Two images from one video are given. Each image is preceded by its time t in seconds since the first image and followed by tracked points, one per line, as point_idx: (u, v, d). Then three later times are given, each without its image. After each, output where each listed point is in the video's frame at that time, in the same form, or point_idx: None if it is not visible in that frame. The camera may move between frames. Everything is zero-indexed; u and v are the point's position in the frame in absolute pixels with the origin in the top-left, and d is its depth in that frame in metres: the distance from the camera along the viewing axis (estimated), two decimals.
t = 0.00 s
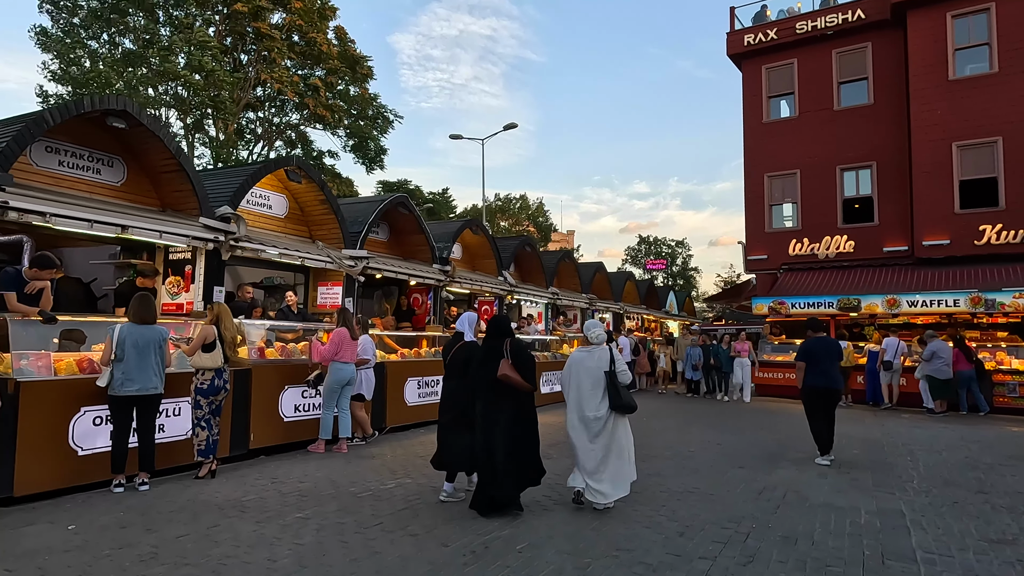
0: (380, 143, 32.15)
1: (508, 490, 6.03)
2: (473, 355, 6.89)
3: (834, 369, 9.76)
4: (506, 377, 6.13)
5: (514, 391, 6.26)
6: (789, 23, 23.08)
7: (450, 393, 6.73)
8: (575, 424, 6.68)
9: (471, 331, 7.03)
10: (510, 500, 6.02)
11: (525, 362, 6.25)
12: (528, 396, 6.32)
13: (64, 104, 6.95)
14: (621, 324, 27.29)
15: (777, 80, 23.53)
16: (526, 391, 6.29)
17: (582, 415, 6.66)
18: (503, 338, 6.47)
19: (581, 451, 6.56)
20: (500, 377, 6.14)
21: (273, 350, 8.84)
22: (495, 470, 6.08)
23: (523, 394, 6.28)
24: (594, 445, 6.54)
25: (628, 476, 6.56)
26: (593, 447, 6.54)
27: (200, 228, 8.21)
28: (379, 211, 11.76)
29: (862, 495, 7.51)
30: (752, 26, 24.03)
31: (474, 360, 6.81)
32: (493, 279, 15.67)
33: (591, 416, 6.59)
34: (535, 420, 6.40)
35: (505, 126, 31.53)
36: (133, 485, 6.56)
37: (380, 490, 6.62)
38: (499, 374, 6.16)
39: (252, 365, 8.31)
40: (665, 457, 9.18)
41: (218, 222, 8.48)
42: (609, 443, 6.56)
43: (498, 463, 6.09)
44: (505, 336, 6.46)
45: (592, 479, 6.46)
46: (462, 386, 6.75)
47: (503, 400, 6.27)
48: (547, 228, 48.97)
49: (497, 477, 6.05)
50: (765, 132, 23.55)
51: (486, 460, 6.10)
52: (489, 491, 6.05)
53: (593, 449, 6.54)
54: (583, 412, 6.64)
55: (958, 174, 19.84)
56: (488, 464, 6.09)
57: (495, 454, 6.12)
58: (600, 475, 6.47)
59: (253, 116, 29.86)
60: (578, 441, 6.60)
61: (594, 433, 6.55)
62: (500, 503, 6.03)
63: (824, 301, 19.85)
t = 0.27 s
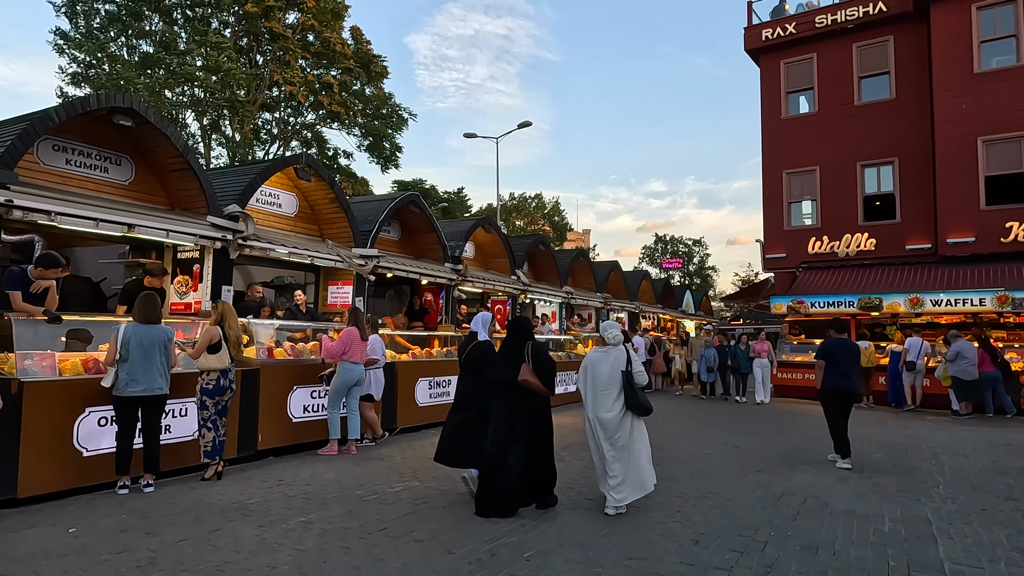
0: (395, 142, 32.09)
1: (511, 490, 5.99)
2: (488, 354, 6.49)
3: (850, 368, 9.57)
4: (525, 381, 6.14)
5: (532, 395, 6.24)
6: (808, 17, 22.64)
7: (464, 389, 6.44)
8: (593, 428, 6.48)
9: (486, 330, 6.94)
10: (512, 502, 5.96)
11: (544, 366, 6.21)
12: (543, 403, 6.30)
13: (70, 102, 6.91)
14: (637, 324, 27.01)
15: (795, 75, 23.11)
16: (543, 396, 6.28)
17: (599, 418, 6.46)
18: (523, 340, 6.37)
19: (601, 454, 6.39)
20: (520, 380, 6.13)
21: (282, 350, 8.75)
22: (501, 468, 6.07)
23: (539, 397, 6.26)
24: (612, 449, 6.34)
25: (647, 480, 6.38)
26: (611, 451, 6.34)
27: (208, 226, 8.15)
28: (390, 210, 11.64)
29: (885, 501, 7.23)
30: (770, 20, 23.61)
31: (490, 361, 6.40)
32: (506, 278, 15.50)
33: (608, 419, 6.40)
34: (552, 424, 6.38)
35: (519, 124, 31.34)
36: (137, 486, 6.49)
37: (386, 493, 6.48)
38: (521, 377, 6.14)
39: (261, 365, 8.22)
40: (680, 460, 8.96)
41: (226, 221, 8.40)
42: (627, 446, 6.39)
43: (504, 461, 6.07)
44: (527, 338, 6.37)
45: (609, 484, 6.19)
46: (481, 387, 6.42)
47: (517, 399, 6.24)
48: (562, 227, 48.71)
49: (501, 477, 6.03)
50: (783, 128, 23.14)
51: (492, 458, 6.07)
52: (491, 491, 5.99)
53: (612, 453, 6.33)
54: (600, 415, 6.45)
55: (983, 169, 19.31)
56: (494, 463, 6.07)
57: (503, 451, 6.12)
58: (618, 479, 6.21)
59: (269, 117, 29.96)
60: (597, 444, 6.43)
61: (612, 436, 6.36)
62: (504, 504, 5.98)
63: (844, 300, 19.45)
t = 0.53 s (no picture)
0: (407, 141, 32.01)
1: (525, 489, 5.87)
2: (504, 354, 6.72)
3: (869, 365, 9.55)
4: (558, 384, 6.03)
5: (560, 398, 6.16)
6: (824, 11, 22.25)
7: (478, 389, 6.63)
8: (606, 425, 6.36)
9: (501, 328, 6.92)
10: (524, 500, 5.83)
11: (573, 369, 6.15)
12: (566, 408, 6.22)
13: (76, 98, 6.86)
14: (650, 323, 26.75)
15: (811, 70, 22.74)
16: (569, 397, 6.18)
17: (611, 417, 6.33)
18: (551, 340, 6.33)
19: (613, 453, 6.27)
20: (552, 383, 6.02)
21: (290, 349, 8.66)
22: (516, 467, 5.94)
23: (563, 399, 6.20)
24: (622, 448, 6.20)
25: (659, 481, 6.25)
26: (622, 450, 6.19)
27: (216, 224, 8.08)
28: (400, 207, 11.54)
29: (909, 504, 6.99)
30: (785, 15, 23.25)
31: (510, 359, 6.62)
32: (518, 276, 15.36)
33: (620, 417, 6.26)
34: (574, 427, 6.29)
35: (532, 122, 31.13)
36: (143, 486, 6.41)
37: (394, 494, 6.35)
38: (552, 380, 6.04)
39: (268, 364, 8.13)
40: (695, 461, 8.76)
41: (234, 218, 8.34)
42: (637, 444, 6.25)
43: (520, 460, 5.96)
44: (555, 338, 6.32)
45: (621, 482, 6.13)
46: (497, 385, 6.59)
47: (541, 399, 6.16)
48: (575, 226, 48.45)
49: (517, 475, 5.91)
50: (799, 124, 22.79)
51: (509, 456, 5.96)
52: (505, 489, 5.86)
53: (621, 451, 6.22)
54: (613, 413, 6.32)
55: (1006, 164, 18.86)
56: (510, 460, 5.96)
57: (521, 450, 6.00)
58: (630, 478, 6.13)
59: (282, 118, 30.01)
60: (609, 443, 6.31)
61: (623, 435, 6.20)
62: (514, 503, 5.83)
63: (863, 298, 19.12)
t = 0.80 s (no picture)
0: (420, 140, 31.89)
1: (555, 490, 5.77)
2: (526, 352, 6.44)
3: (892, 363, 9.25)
4: (587, 381, 5.99)
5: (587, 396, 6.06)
6: (843, 3, 21.77)
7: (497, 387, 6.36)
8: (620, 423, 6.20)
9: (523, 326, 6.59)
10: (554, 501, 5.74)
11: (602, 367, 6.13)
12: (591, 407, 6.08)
13: (81, 92, 6.74)
14: (666, 321, 26.44)
15: (830, 63, 22.29)
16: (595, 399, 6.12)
17: (626, 415, 6.17)
18: (579, 337, 6.11)
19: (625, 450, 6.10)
20: (582, 380, 5.98)
21: (298, 346, 8.52)
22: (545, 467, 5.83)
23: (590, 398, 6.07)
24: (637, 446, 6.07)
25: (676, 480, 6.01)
26: (638, 448, 6.06)
27: (223, 219, 7.96)
28: (411, 203, 11.38)
29: (939, 509, 6.69)
30: (803, 7, 22.80)
31: (533, 358, 6.33)
32: (531, 274, 15.15)
33: (636, 415, 6.11)
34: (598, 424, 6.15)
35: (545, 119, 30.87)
36: (147, 487, 6.28)
37: (403, 496, 6.16)
38: (583, 377, 6.00)
39: (277, 362, 7.98)
40: (714, 462, 8.50)
41: (242, 214, 8.22)
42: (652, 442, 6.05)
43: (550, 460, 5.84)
44: (583, 335, 6.08)
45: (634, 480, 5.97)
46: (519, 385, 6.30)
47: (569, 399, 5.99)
48: (588, 224, 48.10)
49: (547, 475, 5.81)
50: (817, 119, 22.35)
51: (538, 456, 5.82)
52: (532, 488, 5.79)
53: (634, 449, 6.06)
54: (628, 411, 6.17)
55: None
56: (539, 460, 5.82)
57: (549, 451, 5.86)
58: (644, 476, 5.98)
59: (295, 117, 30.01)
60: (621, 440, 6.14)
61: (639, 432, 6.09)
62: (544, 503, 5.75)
63: (885, 296, 18.73)
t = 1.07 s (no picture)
0: (432, 139, 31.76)
1: (581, 495, 5.59)
2: (549, 354, 6.63)
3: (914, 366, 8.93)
4: (605, 384, 5.70)
5: (607, 399, 5.80)
6: None
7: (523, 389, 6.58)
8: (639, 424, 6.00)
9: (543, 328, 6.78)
10: (589, 507, 5.55)
11: (619, 368, 5.86)
12: (613, 411, 5.85)
13: (87, 89, 6.64)
14: (681, 321, 26.12)
15: (849, 59, 21.84)
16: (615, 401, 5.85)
17: (646, 417, 5.96)
18: (595, 339, 5.96)
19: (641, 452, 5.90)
20: (598, 383, 5.70)
21: (308, 347, 8.39)
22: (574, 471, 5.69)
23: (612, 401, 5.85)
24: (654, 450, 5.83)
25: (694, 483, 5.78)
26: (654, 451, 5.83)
27: (232, 218, 7.83)
28: (423, 202, 11.22)
29: (973, 520, 6.38)
30: (822, 2, 22.37)
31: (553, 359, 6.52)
32: (545, 274, 14.95)
33: (657, 417, 5.89)
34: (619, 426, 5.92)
35: (558, 118, 30.60)
36: (154, 490, 6.15)
37: (413, 503, 5.97)
38: (599, 380, 5.72)
39: (287, 363, 7.83)
40: (734, 467, 8.24)
41: (251, 213, 8.08)
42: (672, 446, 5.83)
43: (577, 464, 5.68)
44: (599, 337, 5.91)
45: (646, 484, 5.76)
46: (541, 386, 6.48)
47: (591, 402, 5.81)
48: (602, 224, 47.79)
49: (576, 480, 5.65)
50: (836, 116, 21.91)
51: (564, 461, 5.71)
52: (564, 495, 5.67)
53: (652, 453, 5.83)
54: (648, 413, 5.94)
55: None
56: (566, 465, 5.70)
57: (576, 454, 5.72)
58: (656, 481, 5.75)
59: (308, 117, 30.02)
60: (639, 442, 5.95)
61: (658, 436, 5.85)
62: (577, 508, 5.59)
63: (906, 297, 18.33)
